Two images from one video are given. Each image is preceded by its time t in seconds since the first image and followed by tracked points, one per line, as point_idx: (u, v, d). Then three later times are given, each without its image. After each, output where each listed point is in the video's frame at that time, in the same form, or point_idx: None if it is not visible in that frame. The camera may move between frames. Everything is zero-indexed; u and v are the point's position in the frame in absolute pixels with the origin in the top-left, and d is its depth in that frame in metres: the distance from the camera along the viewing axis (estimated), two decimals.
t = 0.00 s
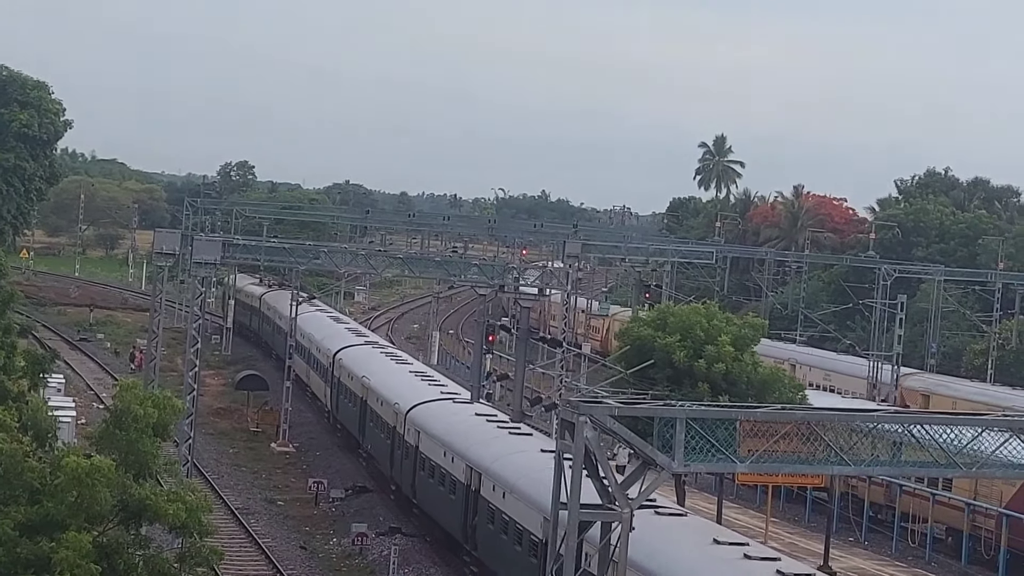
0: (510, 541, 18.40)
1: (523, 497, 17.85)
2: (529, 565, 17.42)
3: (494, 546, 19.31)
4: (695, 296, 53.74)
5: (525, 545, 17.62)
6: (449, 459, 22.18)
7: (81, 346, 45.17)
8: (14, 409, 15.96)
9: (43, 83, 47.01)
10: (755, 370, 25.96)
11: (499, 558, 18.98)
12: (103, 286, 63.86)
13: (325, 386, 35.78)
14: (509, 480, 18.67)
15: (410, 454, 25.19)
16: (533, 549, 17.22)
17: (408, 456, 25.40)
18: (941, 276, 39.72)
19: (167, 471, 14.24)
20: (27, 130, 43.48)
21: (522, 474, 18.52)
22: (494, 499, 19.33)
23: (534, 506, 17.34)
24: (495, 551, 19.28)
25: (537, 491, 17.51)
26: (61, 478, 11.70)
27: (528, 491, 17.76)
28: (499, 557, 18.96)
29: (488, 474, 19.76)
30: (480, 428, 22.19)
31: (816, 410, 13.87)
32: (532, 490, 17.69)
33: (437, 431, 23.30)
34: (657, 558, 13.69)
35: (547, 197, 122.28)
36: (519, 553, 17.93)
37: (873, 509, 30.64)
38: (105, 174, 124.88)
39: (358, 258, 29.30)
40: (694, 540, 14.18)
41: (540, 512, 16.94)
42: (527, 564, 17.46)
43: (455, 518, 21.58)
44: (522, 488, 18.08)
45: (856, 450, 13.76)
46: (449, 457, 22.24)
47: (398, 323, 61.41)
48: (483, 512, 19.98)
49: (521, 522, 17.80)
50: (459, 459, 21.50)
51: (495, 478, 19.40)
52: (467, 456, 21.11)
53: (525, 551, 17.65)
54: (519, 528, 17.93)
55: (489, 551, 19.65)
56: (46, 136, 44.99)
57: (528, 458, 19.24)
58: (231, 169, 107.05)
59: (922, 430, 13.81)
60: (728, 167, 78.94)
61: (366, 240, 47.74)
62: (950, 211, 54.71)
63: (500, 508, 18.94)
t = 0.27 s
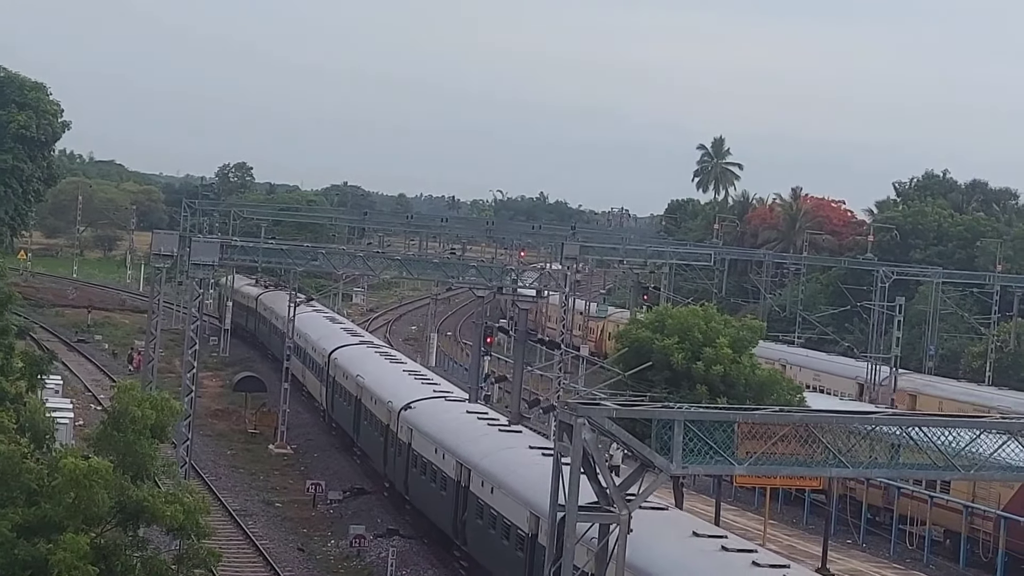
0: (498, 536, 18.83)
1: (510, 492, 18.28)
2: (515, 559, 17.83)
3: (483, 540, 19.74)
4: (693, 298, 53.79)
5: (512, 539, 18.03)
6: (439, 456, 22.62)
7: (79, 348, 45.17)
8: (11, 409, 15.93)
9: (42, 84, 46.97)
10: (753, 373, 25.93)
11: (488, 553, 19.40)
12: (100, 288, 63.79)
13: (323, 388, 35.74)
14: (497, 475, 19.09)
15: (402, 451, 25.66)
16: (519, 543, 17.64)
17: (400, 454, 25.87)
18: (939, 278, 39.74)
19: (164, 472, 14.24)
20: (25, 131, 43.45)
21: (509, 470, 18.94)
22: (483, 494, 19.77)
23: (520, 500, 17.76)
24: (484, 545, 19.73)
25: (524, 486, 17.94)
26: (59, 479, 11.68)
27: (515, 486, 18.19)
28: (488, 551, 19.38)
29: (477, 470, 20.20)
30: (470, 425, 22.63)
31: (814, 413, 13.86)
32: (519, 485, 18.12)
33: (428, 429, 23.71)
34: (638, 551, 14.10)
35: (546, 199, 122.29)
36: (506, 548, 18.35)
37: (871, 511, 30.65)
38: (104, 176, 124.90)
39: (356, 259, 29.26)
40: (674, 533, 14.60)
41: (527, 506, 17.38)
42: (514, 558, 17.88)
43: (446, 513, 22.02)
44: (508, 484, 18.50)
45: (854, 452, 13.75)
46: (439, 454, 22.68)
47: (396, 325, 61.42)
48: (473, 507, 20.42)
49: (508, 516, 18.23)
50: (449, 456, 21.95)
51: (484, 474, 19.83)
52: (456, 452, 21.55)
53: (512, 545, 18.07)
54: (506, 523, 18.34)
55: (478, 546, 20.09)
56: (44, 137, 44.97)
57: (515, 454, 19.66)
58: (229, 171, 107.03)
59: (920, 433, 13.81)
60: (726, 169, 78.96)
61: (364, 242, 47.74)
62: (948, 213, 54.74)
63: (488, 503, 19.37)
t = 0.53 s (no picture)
0: (484, 529, 19.54)
1: (496, 486, 18.95)
2: (500, 551, 18.55)
3: (469, 534, 20.42)
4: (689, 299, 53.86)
5: (497, 531, 18.74)
6: (429, 452, 23.15)
7: (75, 349, 45.12)
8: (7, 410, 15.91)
9: (37, 85, 46.84)
10: (749, 374, 25.95)
11: (475, 546, 20.07)
12: (96, 288, 63.75)
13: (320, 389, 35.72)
14: (483, 470, 19.74)
15: (393, 446, 26.16)
16: (504, 534, 18.33)
17: (391, 449, 26.40)
18: (935, 280, 39.81)
19: (161, 473, 14.25)
20: (21, 132, 43.41)
21: (495, 465, 19.58)
22: (470, 488, 20.44)
23: (505, 493, 18.45)
24: (471, 539, 20.40)
25: (509, 479, 18.60)
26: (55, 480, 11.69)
27: (500, 480, 18.85)
28: (476, 544, 20.04)
29: (464, 465, 20.81)
30: (458, 421, 23.12)
31: (811, 413, 13.88)
32: (504, 478, 18.77)
33: (418, 426, 24.17)
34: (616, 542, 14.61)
35: (543, 200, 122.20)
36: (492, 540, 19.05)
37: (867, 512, 30.70)
38: (99, 177, 124.84)
39: (353, 260, 29.24)
40: (652, 523, 15.20)
41: (511, 499, 18.06)
42: (499, 550, 18.58)
43: (434, 508, 22.65)
44: (495, 478, 19.16)
45: (850, 453, 13.78)
46: (429, 449, 23.23)
47: (393, 326, 61.44)
48: (460, 502, 21.05)
49: (494, 509, 18.90)
50: (438, 451, 22.52)
51: (471, 469, 20.47)
52: (446, 448, 22.12)
53: (497, 537, 18.76)
54: (491, 515, 19.04)
55: (465, 540, 20.76)
56: (40, 138, 44.93)
57: (502, 450, 20.28)
58: (225, 171, 106.99)
59: (916, 434, 13.84)
60: (722, 170, 79.04)
61: (361, 243, 47.76)
62: (944, 215, 54.86)
63: (475, 496, 20.05)
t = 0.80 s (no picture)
0: (472, 524, 20.06)
1: (484, 483, 19.43)
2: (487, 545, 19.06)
3: (458, 530, 20.90)
4: (686, 302, 53.92)
5: (485, 527, 19.24)
6: (419, 449, 23.65)
7: (72, 351, 45.09)
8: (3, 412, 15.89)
9: (34, 87, 46.81)
10: (746, 376, 25.98)
11: (463, 541, 20.56)
12: (93, 291, 63.68)
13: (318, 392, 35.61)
14: (473, 467, 20.27)
15: (386, 445, 26.60)
16: (492, 529, 18.85)
17: (384, 448, 26.82)
18: (932, 282, 39.86)
19: (158, 475, 14.24)
20: (18, 134, 43.38)
21: (485, 463, 20.08)
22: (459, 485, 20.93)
23: (493, 490, 18.95)
24: (460, 534, 20.87)
25: (498, 477, 19.09)
26: (51, 483, 11.68)
27: (489, 478, 19.35)
28: (464, 539, 20.53)
29: (454, 462, 21.28)
30: (450, 420, 23.57)
31: (807, 416, 13.89)
32: (492, 475, 19.27)
33: (410, 424, 24.65)
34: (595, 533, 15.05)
35: (540, 202, 122.30)
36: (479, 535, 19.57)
37: (864, 515, 30.72)
38: (96, 179, 124.78)
39: (350, 263, 29.24)
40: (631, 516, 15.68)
41: (499, 495, 18.55)
42: (486, 545, 19.09)
43: (425, 505, 23.11)
44: (484, 474, 19.65)
45: (847, 455, 13.78)
46: (420, 447, 23.68)
47: (390, 328, 61.44)
48: (450, 499, 21.51)
49: (482, 505, 19.39)
50: (429, 449, 22.99)
51: (461, 466, 20.94)
52: (437, 445, 22.56)
53: (485, 532, 19.28)
54: (480, 511, 19.53)
55: (454, 535, 21.27)
56: (37, 140, 44.90)
57: (491, 448, 20.77)
58: (222, 174, 106.97)
59: (912, 437, 13.85)
60: (719, 173, 79.11)
61: (358, 245, 47.76)
62: (941, 217, 54.97)
63: (464, 493, 20.54)
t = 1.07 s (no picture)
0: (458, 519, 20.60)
1: (472, 479, 19.92)
2: (473, 539, 19.63)
3: (446, 525, 21.43)
4: (682, 303, 53.97)
5: (471, 521, 19.78)
6: (410, 446, 24.09)
7: (68, 352, 45.06)
8: None
9: (30, 88, 46.75)
10: (742, 378, 26.01)
11: (451, 536, 20.99)
12: (89, 292, 63.60)
13: (315, 393, 35.56)
14: (461, 463, 20.70)
15: (377, 443, 27.06)
16: (477, 523, 19.40)
17: (376, 445, 27.31)
18: (928, 284, 39.90)
19: (153, 477, 14.22)
20: (14, 136, 43.32)
21: (472, 459, 20.56)
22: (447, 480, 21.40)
23: (480, 486, 19.45)
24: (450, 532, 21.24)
25: (484, 472, 19.59)
26: (47, 484, 11.67)
27: (475, 473, 19.85)
28: (452, 535, 20.97)
29: (443, 458, 21.75)
30: (440, 418, 23.99)
31: (803, 418, 13.90)
32: (479, 471, 19.76)
33: (401, 421, 25.07)
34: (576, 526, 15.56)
35: (536, 203, 122.31)
36: (465, 529, 20.12)
37: (860, 517, 30.76)
38: (92, 180, 124.72)
39: (346, 265, 29.21)
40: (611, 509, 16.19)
41: (486, 491, 19.07)
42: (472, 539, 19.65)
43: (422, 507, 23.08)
44: (471, 470, 20.14)
45: (842, 457, 13.80)
46: (411, 444, 24.13)
47: (386, 330, 61.42)
48: (439, 494, 21.99)
49: (469, 500, 19.90)
50: (419, 446, 23.42)
51: (449, 462, 21.40)
52: (427, 442, 23.00)
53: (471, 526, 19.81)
54: (467, 506, 20.04)
55: (442, 531, 21.79)
56: (33, 142, 44.84)
57: (480, 444, 21.17)
58: (218, 175, 106.91)
59: (908, 438, 13.86)
60: (716, 174, 79.15)
61: (354, 246, 47.75)
62: (936, 219, 55.07)
63: (452, 488, 21.04)
